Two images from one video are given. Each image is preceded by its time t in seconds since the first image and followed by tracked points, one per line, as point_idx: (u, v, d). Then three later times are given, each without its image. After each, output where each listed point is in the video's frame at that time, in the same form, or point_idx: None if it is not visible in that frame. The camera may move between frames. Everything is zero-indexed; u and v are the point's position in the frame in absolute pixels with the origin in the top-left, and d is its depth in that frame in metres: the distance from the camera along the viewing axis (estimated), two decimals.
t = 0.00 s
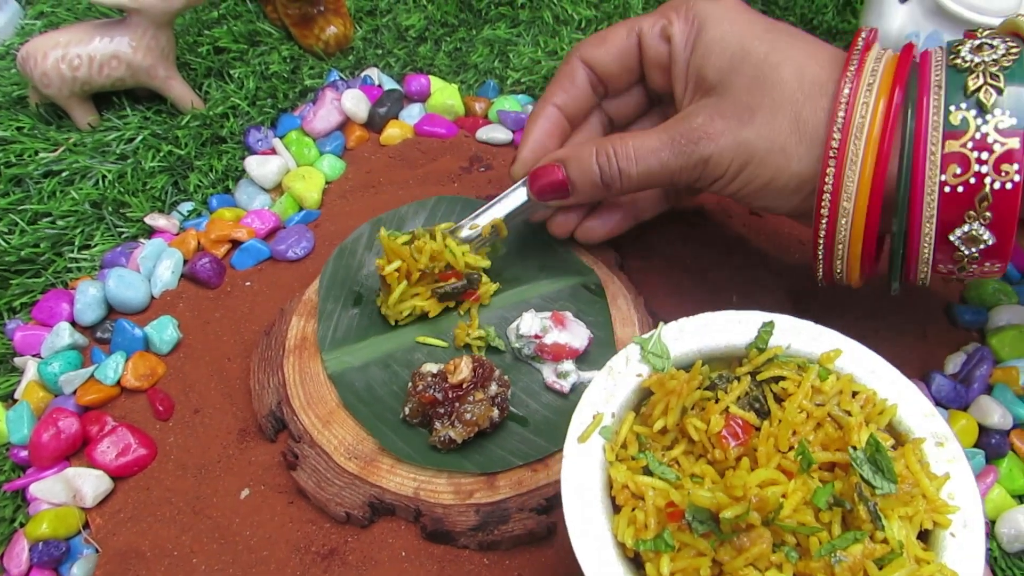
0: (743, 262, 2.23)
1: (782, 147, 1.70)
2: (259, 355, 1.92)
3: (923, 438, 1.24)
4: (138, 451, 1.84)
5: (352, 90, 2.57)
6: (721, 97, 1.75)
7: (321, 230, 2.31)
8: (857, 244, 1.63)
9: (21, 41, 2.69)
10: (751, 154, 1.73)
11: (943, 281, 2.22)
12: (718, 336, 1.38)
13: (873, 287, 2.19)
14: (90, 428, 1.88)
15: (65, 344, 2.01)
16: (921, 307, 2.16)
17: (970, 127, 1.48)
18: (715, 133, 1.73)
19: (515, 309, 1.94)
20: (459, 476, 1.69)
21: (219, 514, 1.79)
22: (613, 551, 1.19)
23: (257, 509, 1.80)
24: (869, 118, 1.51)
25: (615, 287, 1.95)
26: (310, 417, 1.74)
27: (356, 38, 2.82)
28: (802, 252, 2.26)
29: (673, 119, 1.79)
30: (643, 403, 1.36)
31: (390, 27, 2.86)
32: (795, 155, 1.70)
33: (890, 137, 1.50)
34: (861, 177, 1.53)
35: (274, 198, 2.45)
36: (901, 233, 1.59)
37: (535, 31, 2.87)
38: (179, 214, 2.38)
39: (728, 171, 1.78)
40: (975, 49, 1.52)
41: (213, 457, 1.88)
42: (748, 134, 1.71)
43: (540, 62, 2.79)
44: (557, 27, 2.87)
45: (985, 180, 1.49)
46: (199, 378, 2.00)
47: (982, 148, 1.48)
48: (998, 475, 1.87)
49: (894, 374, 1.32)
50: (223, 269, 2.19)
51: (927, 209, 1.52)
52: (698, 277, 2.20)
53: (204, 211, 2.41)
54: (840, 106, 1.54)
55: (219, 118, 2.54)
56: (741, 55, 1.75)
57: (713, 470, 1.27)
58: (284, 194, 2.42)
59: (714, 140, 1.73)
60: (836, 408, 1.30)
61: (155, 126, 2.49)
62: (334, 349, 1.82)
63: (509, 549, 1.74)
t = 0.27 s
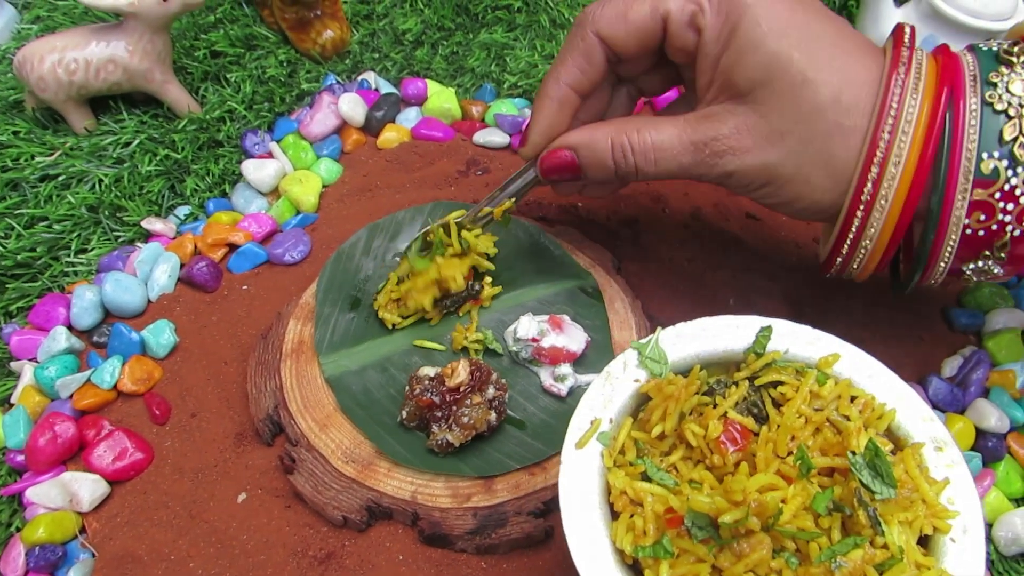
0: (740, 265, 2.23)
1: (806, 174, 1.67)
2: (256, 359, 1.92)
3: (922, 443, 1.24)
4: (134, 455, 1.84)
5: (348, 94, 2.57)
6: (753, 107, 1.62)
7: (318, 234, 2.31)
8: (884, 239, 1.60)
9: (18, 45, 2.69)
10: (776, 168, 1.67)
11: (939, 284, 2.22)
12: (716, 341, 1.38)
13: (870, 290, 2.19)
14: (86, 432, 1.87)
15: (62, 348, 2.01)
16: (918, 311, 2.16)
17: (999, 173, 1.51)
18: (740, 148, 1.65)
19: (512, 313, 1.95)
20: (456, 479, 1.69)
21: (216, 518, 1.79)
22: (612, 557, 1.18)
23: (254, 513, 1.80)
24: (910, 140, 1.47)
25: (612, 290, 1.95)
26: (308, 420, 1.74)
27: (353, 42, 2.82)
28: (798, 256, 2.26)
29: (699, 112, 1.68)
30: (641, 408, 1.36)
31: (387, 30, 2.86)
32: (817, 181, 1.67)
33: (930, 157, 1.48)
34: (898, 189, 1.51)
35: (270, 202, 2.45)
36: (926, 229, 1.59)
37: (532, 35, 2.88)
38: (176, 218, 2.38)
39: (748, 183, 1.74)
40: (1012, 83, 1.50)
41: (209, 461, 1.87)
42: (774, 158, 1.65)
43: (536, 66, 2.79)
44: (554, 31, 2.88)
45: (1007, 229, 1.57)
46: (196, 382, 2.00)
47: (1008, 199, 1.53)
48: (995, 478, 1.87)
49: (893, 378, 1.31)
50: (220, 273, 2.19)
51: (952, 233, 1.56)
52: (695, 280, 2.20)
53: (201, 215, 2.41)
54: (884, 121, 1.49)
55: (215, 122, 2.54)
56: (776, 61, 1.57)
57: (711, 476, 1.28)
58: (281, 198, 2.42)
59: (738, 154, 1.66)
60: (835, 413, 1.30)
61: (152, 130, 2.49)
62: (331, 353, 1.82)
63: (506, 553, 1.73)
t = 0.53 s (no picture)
0: (737, 268, 2.23)
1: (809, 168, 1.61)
2: (253, 362, 1.92)
3: (919, 445, 1.24)
4: (131, 458, 1.84)
5: (346, 97, 2.57)
6: (758, 98, 1.55)
7: (316, 236, 2.31)
8: (891, 230, 1.53)
9: (15, 49, 2.69)
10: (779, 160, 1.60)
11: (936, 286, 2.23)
12: (712, 342, 1.38)
13: (866, 292, 2.19)
14: (83, 436, 1.87)
15: (59, 351, 2.01)
16: (915, 312, 2.17)
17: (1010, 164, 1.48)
18: (741, 140, 1.58)
19: (510, 315, 1.95)
20: (453, 482, 1.69)
21: (213, 521, 1.79)
22: (607, 561, 1.18)
23: (251, 516, 1.80)
24: (923, 125, 1.41)
25: (609, 292, 1.95)
26: (305, 423, 1.74)
27: (350, 45, 2.83)
28: (795, 258, 2.26)
29: (702, 101, 1.61)
30: (636, 409, 1.36)
31: (384, 33, 2.86)
32: (820, 177, 1.61)
33: (942, 143, 1.41)
34: (909, 174, 1.44)
35: (268, 205, 2.45)
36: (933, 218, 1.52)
37: (529, 37, 2.88)
38: (173, 221, 2.38)
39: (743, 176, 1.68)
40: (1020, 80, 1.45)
41: (207, 464, 1.87)
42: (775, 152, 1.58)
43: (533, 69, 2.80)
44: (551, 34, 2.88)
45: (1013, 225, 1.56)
46: (193, 385, 2.00)
47: (1016, 196, 1.51)
48: (992, 479, 1.87)
49: (889, 379, 1.31)
50: (218, 276, 2.19)
51: (968, 192, 1.46)
52: (692, 282, 2.20)
53: (198, 218, 2.41)
54: (897, 101, 1.42)
55: (212, 125, 2.54)
56: (786, 51, 1.50)
57: (707, 478, 1.28)
58: (278, 201, 2.42)
59: (740, 145, 1.59)
60: (833, 414, 1.30)
61: (149, 133, 2.50)
62: (328, 355, 1.82)
63: (503, 555, 1.73)
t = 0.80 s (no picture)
0: (734, 269, 2.24)
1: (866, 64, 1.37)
2: (252, 363, 1.93)
3: (913, 443, 1.24)
4: (130, 459, 1.84)
5: (344, 99, 2.58)
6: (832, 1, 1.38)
7: (314, 238, 2.32)
8: None
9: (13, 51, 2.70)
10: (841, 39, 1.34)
11: (932, 288, 2.24)
12: (705, 340, 1.39)
13: (863, 294, 2.20)
14: (82, 437, 1.87)
15: (58, 353, 2.01)
16: (912, 314, 2.17)
17: None
18: None
19: (507, 317, 1.97)
20: (452, 483, 1.69)
21: (212, 523, 1.79)
22: (599, 562, 1.18)
23: (250, 518, 1.80)
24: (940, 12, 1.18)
25: (607, 294, 1.95)
26: (304, 424, 1.74)
27: (348, 47, 2.83)
28: (793, 259, 2.26)
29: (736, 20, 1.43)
30: (627, 411, 1.37)
31: (382, 36, 2.87)
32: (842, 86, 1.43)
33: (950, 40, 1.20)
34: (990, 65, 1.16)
35: (266, 207, 2.45)
36: None
37: (527, 39, 2.89)
38: (172, 223, 2.38)
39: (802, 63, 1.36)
40: None
41: (205, 466, 1.88)
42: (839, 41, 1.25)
43: (531, 71, 2.80)
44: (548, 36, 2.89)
45: None
46: (191, 386, 2.01)
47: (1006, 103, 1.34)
48: (989, 480, 1.88)
49: (885, 377, 1.32)
50: (216, 278, 2.19)
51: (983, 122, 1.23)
52: (689, 284, 2.20)
53: (196, 220, 2.41)
54: None
55: (211, 127, 2.55)
56: None
57: (700, 478, 1.28)
58: (277, 203, 2.42)
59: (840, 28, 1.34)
60: (824, 414, 1.31)
61: (148, 135, 2.50)
62: (327, 357, 1.82)
63: (501, 557, 1.73)
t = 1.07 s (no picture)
0: (732, 272, 2.24)
1: None
2: (253, 365, 1.94)
3: (990, 423, 1.33)
4: (131, 462, 1.84)
5: (344, 102, 2.59)
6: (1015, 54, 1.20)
7: (314, 241, 2.32)
8: None
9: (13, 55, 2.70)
10: None
11: (930, 290, 2.25)
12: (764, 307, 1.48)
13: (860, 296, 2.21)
14: (83, 440, 1.88)
15: (59, 356, 2.02)
16: (909, 316, 2.18)
17: None
18: None
19: (507, 319, 1.97)
20: (452, 485, 1.70)
21: (213, 525, 1.80)
22: (659, 525, 1.27)
23: (250, 520, 1.81)
24: None
25: (606, 295, 1.98)
26: (304, 426, 1.75)
27: (348, 50, 2.84)
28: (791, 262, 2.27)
29: None
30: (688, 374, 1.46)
31: (382, 39, 2.88)
32: None
33: None
34: None
35: (266, 210, 2.46)
36: None
37: (526, 42, 2.90)
38: (172, 226, 2.39)
39: None
40: None
41: (206, 468, 1.88)
42: None
43: (530, 73, 2.81)
44: (547, 39, 2.90)
45: None
46: (191, 389, 2.01)
47: None
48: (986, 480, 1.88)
49: (953, 355, 1.42)
50: (216, 281, 2.20)
51: None
52: (688, 286, 2.21)
53: (197, 223, 2.42)
54: None
55: (211, 130, 2.55)
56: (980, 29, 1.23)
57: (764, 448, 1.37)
58: (276, 206, 2.43)
59: None
60: (896, 389, 1.38)
61: (148, 138, 2.51)
62: (327, 359, 1.84)
63: (501, 558, 1.74)
